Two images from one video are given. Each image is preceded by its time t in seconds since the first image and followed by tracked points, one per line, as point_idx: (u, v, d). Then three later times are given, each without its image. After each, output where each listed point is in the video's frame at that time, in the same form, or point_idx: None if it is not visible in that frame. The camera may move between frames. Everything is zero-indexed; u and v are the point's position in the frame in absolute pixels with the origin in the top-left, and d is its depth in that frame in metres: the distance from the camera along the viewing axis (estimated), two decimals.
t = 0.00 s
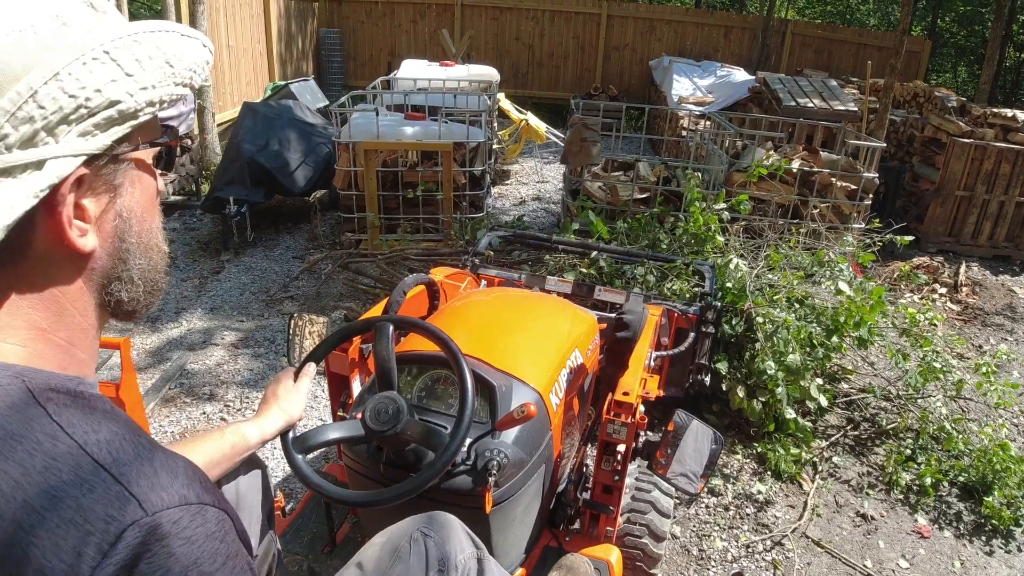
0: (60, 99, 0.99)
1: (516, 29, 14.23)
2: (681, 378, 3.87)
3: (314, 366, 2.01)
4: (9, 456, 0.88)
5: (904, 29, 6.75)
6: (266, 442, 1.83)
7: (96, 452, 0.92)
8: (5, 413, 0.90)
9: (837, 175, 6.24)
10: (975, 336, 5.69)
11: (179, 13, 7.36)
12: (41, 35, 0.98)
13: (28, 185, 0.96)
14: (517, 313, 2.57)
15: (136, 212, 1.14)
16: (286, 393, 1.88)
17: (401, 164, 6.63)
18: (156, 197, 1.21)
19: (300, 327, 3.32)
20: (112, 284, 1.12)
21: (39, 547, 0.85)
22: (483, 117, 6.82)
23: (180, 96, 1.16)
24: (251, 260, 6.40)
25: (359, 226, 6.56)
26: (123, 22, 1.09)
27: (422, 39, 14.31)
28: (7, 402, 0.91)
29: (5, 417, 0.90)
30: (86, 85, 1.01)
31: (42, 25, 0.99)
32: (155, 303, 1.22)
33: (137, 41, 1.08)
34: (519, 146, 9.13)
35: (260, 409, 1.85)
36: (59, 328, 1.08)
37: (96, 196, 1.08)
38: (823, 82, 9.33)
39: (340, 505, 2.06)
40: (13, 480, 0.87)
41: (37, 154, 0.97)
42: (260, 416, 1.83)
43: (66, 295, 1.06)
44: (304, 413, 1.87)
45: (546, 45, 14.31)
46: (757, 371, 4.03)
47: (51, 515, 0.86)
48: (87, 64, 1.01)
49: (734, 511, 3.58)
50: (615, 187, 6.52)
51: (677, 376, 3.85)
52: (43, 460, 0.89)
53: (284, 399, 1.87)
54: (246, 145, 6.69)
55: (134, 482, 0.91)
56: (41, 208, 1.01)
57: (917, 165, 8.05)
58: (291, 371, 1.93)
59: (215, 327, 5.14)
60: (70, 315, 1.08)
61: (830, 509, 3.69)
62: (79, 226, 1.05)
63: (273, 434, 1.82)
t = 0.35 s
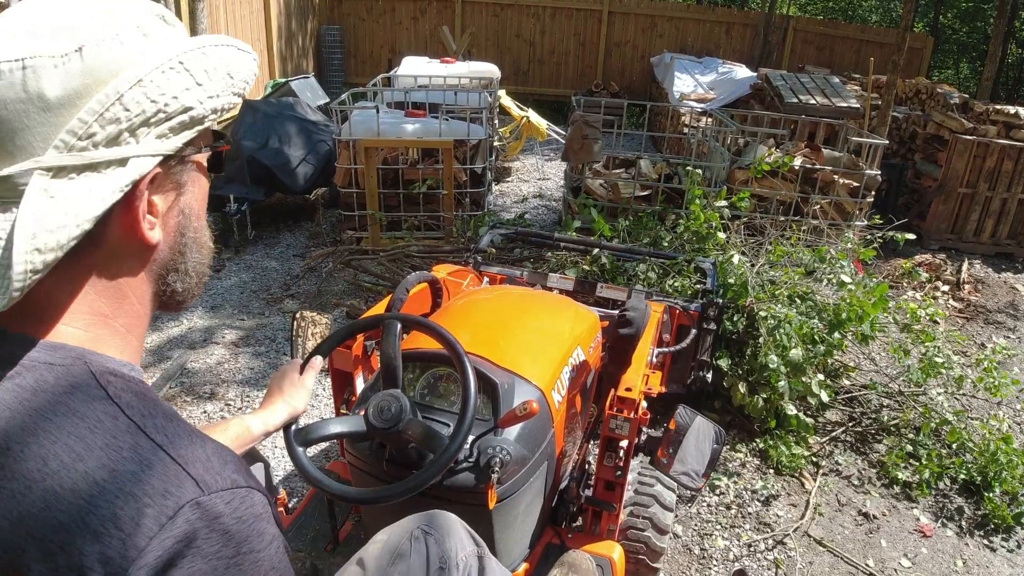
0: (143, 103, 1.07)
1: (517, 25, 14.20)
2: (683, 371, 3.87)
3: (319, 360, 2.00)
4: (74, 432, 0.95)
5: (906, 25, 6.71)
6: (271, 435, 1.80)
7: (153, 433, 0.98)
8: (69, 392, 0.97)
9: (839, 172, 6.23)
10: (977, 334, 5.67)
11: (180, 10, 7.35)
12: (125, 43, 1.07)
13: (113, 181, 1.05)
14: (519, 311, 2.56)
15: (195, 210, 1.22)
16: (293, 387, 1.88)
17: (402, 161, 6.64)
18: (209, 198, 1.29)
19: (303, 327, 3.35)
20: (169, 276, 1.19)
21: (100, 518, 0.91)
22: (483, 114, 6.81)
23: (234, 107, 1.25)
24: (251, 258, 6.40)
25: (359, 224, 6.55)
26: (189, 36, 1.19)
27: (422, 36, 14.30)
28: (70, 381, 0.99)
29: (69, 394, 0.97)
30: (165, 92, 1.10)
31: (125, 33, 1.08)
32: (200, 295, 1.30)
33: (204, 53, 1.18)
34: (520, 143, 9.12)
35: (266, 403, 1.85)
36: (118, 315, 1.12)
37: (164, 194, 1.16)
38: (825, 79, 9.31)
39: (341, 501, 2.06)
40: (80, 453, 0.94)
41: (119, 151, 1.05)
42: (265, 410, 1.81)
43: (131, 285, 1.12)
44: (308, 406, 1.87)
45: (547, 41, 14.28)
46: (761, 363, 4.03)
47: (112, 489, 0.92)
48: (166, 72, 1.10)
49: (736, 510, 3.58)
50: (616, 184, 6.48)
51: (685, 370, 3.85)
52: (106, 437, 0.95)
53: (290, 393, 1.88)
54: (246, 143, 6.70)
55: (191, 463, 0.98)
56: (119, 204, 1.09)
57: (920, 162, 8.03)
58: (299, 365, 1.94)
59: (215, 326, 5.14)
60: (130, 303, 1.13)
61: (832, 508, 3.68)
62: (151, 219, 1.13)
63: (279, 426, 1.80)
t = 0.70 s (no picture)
0: (155, 100, 1.08)
1: (517, 23, 14.18)
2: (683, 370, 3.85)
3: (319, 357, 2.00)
4: (85, 433, 0.95)
5: (907, 22, 6.68)
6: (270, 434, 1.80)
7: (164, 432, 0.99)
8: (78, 393, 0.98)
9: (840, 170, 6.23)
10: (977, 332, 5.67)
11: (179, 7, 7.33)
12: (136, 39, 1.08)
13: (126, 178, 1.06)
14: (519, 309, 2.56)
15: (203, 205, 1.23)
16: (293, 386, 1.88)
17: (401, 159, 6.64)
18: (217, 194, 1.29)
19: (302, 324, 3.34)
20: (178, 272, 1.19)
21: (118, 519, 0.92)
22: (483, 111, 6.80)
23: (243, 103, 1.27)
24: (251, 256, 6.39)
25: (359, 222, 6.55)
26: (197, 32, 1.19)
27: (422, 34, 14.28)
28: (78, 380, 0.99)
29: (79, 395, 0.98)
30: (177, 89, 1.10)
31: (135, 29, 1.08)
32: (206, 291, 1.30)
33: (213, 50, 1.18)
34: (520, 140, 9.11)
35: (265, 401, 1.84)
36: (126, 312, 1.11)
37: (175, 190, 1.16)
38: (825, 76, 9.30)
39: (341, 498, 2.06)
40: (92, 453, 0.94)
41: (132, 149, 1.06)
42: (264, 408, 1.81)
43: (139, 281, 1.12)
44: (307, 405, 1.87)
45: (547, 39, 14.27)
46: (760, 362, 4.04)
47: (128, 487, 0.94)
48: (177, 69, 1.10)
49: (735, 508, 3.58)
50: (617, 181, 6.49)
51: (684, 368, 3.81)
52: (117, 438, 0.96)
53: (289, 391, 1.88)
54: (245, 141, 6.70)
55: (205, 460, 0.99)
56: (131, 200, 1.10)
57: (921, 160, 8.03)
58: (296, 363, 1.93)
59: (215, 324, 5.14)
60: (139, 299, 1.13)
61: (832, 507, 3.69)
62: (161, 216, 1.13)
63: (277, 424, 1.79)
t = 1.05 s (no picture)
0: (160, 101, 1.08)
1: (517, 21, 14.17)
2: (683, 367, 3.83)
3: (320, 355, 1.99)
4: (92, 430, 0.96)
5: (908, 20, 6.66)
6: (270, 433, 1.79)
7: (170, 430, 1.00)
8: (84, 390, 0.98)
9: (840, 168, 6.22)
10: (978, 331, 5.67)
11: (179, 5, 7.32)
12: (141, 40, 1.07)
13: (131, 179, 1.06)
14: (519, 307, 2.56)
15: (209, 204, 1.23)
16: (294, 383, 1.88)
17: (401, 158, 6.63)
18: (222, 192, 1.29)
19: (303, 321, 3.34)
20: (183, 270, 1.20)
21: (124, 514, 0.92)
22: (483, 110, 6.77)
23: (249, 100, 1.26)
24: (251, 255, 6.39)
25: (359, 221, 6.54)
26: (202, 30, 1.19)
27: (422, 32, 14.28)
28: (85, 378, 0.99)
29: (85, 390, 0.98)
30: (182, 89, 1.10)
31: (140, 30, 1.08)
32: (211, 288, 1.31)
33: (218, 48, 1.18)
34: (520, 139, 9.10)
35: (266, 399, 1.84)
36: (133, 311, 1.12)
37: (180, 189, 1.16)
38: (826, 75, 9.29)
39: (341, 497, 2.06)
40: (98, 449, 0.95)
41: (137, 150, 1.06)
42: (265, 407, 1.81)
43: (145, 281, 1.13)
44: (308, 404, 1.87)
45: (547, 38, 14.26)
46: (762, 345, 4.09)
47: (133, 483, 0.94)
48: (182, 69, 1.10)
49: (736, 508, 3.58)
50: (617, 180, 6.47)
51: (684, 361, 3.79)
52: (123, 435, 0.97)
53: (290, 390, 1.87)
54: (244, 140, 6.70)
55: (210, 458, 1.00)
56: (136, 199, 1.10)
57: (921, 159, 8.02)
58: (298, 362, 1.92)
59: (215, 323, 5.14)
60: (145, 298, 1.13)
61: (832, 506, 3.68)
62: (167, 215, 1.13)
63: (278, 423, 1.79)
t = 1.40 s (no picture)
0: (152, 97, 1.08)
1: (517, 21, 14.17)
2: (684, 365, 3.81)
3: (319, 354, 1.98)
4: (88, 421, 0.96)
5: (909, 20, 6.64)
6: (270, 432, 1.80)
7: (166, 421, 1.00)
8: (81, 382, 0.98)
9: (840, 168, 6.21)
10: (978, 331, 5.67)
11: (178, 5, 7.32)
12: (133, 38, 1.07)
13: (123, 174, 1.05)
14: (519, 306, 2.55)
15: (200, 200, 1.22)
16: (293, 382, 1.86)
17: (400, 157, 6.62)
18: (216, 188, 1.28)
19: (303, 320, 3.32)
20: (176, 265, 1.19)
21: (118, 504, 0.92)
22: (482, 109, 6.76)
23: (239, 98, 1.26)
24: (250, 255, 6.38)
25: (358, 221, 6.53)
26: (192, 29, 1.19)
27: (422, 32, 14.27)
28: (82, 370, 0.99)
29: (82, 383, 0.98)
30: (173, 85, 1.10)
31: (132, 27, 1.07)
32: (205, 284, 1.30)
33: (208, 46, 1.18)
34: (520, 139, 9.09)
35: (265, 399, 1.84)
36: (127, 306, 1.11)
37: (172, 185, 1.15)
38: (826, 74, 9.28)
39: (341, 495, 2.05)
40: (95, 440, 0.95)
41: (130, 145, 1.06)
42: (264, 407, 1.81)
43: (139, 275, 1.12)
44: (308, 403, 1.85)
45: (547, 37, 14.25)
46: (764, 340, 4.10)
47: (128, 474, 0.94)
48: (172, 66, 1.10)
49: (735, 510, 3.57)
50: (616, 180, 6.45)
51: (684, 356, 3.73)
52: (119, 425, 0.97)
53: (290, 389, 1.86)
54: (244, 139, 6.68)
55: (206, 449, 0.99)
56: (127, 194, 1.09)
57: (922, 158, 8.01)
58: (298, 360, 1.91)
59: (213, 323, 5.13)
60: (138, 294, 1.12)
61: (832, 508, 3.67)
62: (159, 210, 1.12)
63: (277, 422, 1.80)
